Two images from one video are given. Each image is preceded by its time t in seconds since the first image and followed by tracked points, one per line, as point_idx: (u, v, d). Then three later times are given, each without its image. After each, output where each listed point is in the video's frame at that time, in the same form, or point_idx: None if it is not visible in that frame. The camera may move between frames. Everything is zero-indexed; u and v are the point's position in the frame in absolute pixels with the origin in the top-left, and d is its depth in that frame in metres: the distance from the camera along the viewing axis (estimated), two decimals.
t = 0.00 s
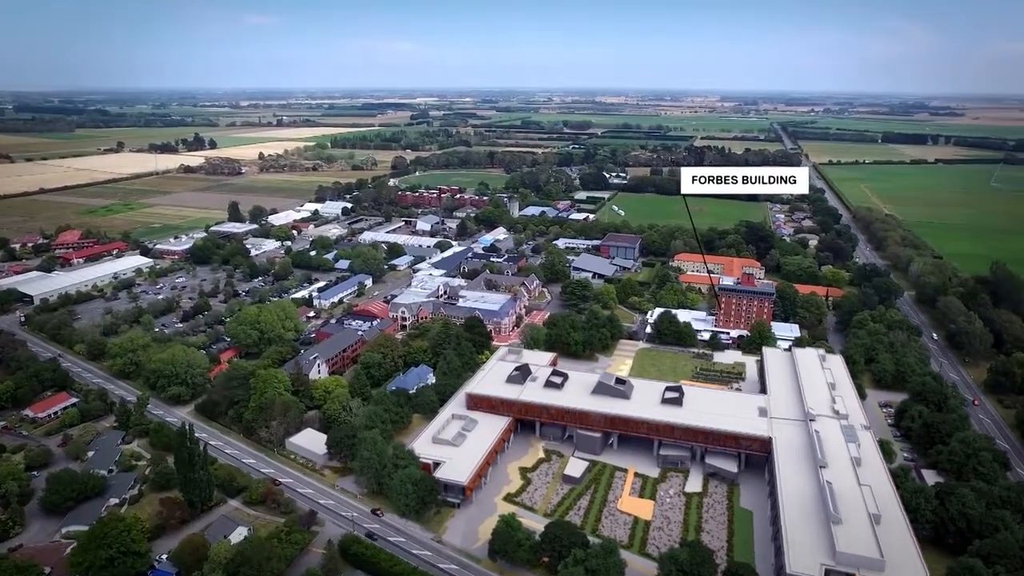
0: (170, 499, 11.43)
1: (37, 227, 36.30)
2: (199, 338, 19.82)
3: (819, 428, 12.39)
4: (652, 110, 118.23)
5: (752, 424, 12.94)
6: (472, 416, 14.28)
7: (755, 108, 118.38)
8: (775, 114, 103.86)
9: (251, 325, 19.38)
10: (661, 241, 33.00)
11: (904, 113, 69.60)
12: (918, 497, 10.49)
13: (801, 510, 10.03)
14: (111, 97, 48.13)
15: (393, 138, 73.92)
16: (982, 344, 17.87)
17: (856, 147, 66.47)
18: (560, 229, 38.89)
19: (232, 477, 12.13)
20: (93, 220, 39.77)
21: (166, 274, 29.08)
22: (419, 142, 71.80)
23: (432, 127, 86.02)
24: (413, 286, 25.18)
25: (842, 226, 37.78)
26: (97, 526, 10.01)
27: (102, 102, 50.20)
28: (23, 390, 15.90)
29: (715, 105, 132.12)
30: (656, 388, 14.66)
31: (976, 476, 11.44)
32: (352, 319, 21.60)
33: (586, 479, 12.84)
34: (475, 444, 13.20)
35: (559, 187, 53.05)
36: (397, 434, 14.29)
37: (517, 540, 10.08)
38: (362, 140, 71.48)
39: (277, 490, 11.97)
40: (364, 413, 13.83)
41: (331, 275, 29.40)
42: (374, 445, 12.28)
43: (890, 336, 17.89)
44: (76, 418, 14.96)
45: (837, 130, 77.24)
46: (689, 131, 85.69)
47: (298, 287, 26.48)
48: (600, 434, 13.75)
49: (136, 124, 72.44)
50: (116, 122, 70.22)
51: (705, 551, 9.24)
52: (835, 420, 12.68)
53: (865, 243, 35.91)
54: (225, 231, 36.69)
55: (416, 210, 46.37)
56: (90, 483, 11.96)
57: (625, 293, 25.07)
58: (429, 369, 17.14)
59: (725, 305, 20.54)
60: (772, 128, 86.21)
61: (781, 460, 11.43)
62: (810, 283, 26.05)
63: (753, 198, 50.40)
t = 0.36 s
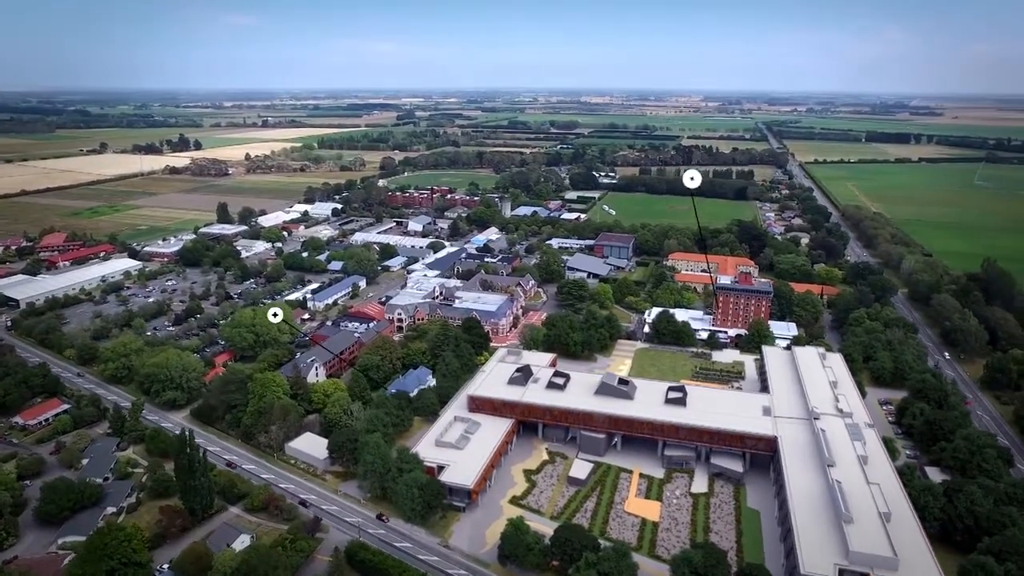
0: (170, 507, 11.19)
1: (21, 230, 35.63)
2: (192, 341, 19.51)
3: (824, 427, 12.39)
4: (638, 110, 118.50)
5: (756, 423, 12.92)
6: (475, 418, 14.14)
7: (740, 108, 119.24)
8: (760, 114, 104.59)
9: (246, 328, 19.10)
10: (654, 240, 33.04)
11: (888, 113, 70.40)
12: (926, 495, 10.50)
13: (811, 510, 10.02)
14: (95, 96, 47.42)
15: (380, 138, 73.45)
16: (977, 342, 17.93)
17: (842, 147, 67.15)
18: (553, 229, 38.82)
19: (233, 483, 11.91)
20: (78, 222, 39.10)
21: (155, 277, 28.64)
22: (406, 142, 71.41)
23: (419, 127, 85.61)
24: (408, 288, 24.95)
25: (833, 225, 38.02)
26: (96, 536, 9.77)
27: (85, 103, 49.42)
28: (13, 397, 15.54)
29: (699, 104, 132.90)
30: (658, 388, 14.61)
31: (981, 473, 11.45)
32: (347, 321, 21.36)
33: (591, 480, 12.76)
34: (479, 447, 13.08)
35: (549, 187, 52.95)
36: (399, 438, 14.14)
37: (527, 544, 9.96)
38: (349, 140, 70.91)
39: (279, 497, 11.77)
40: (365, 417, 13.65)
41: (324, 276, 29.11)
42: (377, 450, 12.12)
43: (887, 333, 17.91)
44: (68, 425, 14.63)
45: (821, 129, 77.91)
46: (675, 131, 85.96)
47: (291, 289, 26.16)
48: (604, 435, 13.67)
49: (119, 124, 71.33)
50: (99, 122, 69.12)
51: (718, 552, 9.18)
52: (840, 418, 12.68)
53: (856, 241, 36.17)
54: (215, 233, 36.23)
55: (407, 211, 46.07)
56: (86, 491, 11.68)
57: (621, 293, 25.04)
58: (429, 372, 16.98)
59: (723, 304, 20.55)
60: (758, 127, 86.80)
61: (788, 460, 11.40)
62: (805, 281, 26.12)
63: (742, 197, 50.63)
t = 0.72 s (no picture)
0: (170, 516, 10.94)
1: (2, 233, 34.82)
2: (184, 345, 19.18)
3: (828, 424, 12.40)
4: (623, 110, 118.82)
5: (760, 422, 12.92)
6: (477, 420, 14.02)
7: (723, 107, 120.07)
8: (743, 113, 105.33)
9: (239, 331, 18.81)
10: (647, 239, 33.10)
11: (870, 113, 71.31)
12: (933, 492, 10.53)
13: (821, 509, 10.04)
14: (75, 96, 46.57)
15: (365, 138, 72.86)
16: (971, 338, 17.92)
17: (826, 146, 67.86)
18: (544, 229, 38.75)
19: (234, 491, 11.70)
20: (60, 224, 38.32)
21: (143, 279, 28.16)
22: (392, 142, 70.90)
23: (404, 127, 85.00)
24: (403, 288, 24.72)
25: (822, 223, 38.32)
26: (95, 548, 9.50)
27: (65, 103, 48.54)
28: None
29: (682, 103, 133.80)
30: (661, 388, 14.56)
31: (983, 469, 11.48)
32: (341, 322, 21.05)
33: (596, 482, 12.67)
34: (482, 450, 12.96)
35: (538, 185, 52.83)
36: (400, 441, 14.00)
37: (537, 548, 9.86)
38: (335, 140, 70.25)
39: (281, 503, 11.57)
40: (366, 421, 13.47)
41: (316, 277, 28.78)
42: (381, 454, 11.96)
43: (882, 331, 17.90)
44: (59, 432, 14.29)
45: (805, 128, 78.60)
46: (660, 130, 86.16)
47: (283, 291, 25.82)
48: (607, 436, 13.61)
49: (99, 124, 70.05)
50: (78, 122, 67.84)
51: (730, 553, 9.13)
52: (843, 416, 12.70)
53: (845, 238, 36.46)
54: (202, 234, 35.70)
55: (396, 211, 45.75)
56: (81, 501, 11.38)
57: (616, 292, 25.04)
58: (429, 375, 16.76)
59: (720, 302, 20.56)
60: (743, 125, 87.39)
61: (795, 459, 11.40)
62: (797, 279, 26.24)
63: (730, 195, 50.92)
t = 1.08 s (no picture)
0: (170, 525, 10.73)
1: None
2: (176, 349, 18.88)
3: (830, 422, 12.43)
4: (608, 108, 119.04)
5: (763, 420, 12.93)
6: (478, 422, 13.91)
7: (708, 105, 120.66)
8: (727, 111, 106.08)
9: (233, 334, 18.54)
10: (638, 238, 33.15)
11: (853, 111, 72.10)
12: (938, 489, 10.59)
13: (829, 509, 10.07)
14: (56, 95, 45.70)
15: (350, 137, 72.29)
16: (964, 334, 17.89)
17: (811, 144, 68.48)
18: (535, 228, 38.71)
19: (234, 498, 11.50)
20: (42, 225, 37.58)
21: (131, 282, 27.70)
22: (378, 141, 70.47)
23: (391, 126, 84.55)
24: (396, 289, 24.51)
25: (810, 220, 38.62)
26: (94, 560, 9.27)
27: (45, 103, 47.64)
28: None
29: (665, 102, 134.43)
30: (662, 387, 14.54)
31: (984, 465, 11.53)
32: (335, 324, 20.85)
33: (600, 483, 12.62)
34: (485, 452, 12.86)
35: (527, 184, 52.73)
36: (401, 445, 13.86)
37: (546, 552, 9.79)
38: (320, 139, 69.63)
39: (284, 510, 11.41)
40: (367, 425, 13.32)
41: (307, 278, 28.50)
42: (384, 458, 11.80)
43: (877, 328, 17.93)
44: (51, 440, 13.96)
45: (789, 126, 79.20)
46: (645, 128, 86.46)
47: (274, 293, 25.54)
48: (610, 436, 13.56)
49: (79, 124, 68.80)
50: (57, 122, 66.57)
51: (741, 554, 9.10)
52: (845, 413, 12.73)
53: (833, 235, 36.76)
54: (190, 235, 35.22)
55: (386, 211, 45.44)
56: (76, 510, 11.11)
57: (611, 291, 25.06)
58: (427, 377, 16.63)
59: (716, 301, 20.61)
60: (728, 123, 87.96)
61: (800, 458, 11.42)
62: (790, 276, 26.36)
63: (719, 193, 51.17)
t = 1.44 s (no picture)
0: (168, 535, 10.51)
1: None
2: (166, 353, 18.54)
3: (832, 419, 12.45)
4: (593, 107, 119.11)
5: (765, 418, 12.94)
6: (479, 424, 13.79)
7: (692, 103, 120.98)
8: (712, 109, 106.66)
9: (225, 337, 18.25)
10: (630, 236, 33.15)
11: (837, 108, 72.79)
12: (941, 485, 10.60)
13: (835, 507, 10.07)
14: (34, 94, 44.39)
15: (335, 136, 71.57)
16: (957, 330, 17.95)
17: (797, 141, 69.03)
18: (527, 227, 38.58)
19: (233, 506, 11.29)
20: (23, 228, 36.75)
21: (117, 286, 27.18)
22: (363, 141, 69.86)
23: (376, 126, 83.90)
24: (390, 290, 24.28)
25: (800, 217, 38.88)
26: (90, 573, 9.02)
27: (21, 103, 46.13)
28: None
29: (649, 100, 134.80)
30: (662, 386, 14.50)
31: (985, 460, 11.55)
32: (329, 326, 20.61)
33: (604, 484, 12.55)
34: (487, 454, 12.76)
35: (516, 182, 52.53)
36: (401, 448, 13.72)
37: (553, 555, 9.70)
38: (305, 138, 68.88)
39: (285, 518, 11.22)
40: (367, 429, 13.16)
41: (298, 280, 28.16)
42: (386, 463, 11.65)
43: (872, 324, 17.96)
44: (40, 449, 13.61)
45: (773, 124, 79.71)
46: (631, 126, 86.59)
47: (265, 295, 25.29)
48: (612, 437, 13.51)
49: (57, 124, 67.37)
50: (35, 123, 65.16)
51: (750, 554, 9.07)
52: (846, 410, 12.75)
53: (822, 232, 37.02)
54: (176, 237, 34.66)
55: (375, 211, 45.04)
56: (70, 521, 10.84)
57: (606, 290, 25.05)
58: (425, 379, 16.49)
59: (712, 299, 20.65)
60: (713, 121, 88.42)
61: (804, 456, 11.42)
62: (782, 273, 26.44)
63: (708, 190, 51.36)
